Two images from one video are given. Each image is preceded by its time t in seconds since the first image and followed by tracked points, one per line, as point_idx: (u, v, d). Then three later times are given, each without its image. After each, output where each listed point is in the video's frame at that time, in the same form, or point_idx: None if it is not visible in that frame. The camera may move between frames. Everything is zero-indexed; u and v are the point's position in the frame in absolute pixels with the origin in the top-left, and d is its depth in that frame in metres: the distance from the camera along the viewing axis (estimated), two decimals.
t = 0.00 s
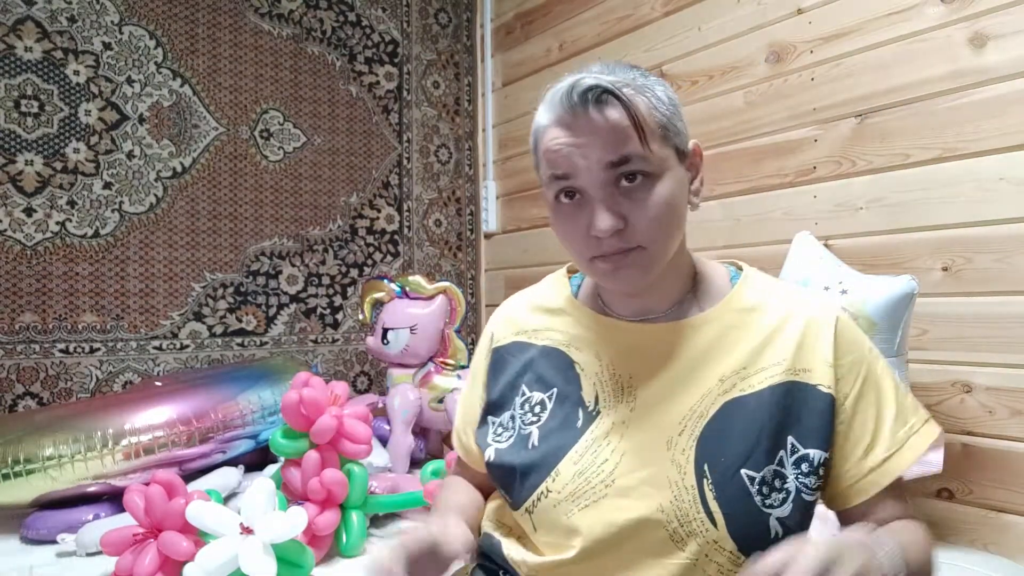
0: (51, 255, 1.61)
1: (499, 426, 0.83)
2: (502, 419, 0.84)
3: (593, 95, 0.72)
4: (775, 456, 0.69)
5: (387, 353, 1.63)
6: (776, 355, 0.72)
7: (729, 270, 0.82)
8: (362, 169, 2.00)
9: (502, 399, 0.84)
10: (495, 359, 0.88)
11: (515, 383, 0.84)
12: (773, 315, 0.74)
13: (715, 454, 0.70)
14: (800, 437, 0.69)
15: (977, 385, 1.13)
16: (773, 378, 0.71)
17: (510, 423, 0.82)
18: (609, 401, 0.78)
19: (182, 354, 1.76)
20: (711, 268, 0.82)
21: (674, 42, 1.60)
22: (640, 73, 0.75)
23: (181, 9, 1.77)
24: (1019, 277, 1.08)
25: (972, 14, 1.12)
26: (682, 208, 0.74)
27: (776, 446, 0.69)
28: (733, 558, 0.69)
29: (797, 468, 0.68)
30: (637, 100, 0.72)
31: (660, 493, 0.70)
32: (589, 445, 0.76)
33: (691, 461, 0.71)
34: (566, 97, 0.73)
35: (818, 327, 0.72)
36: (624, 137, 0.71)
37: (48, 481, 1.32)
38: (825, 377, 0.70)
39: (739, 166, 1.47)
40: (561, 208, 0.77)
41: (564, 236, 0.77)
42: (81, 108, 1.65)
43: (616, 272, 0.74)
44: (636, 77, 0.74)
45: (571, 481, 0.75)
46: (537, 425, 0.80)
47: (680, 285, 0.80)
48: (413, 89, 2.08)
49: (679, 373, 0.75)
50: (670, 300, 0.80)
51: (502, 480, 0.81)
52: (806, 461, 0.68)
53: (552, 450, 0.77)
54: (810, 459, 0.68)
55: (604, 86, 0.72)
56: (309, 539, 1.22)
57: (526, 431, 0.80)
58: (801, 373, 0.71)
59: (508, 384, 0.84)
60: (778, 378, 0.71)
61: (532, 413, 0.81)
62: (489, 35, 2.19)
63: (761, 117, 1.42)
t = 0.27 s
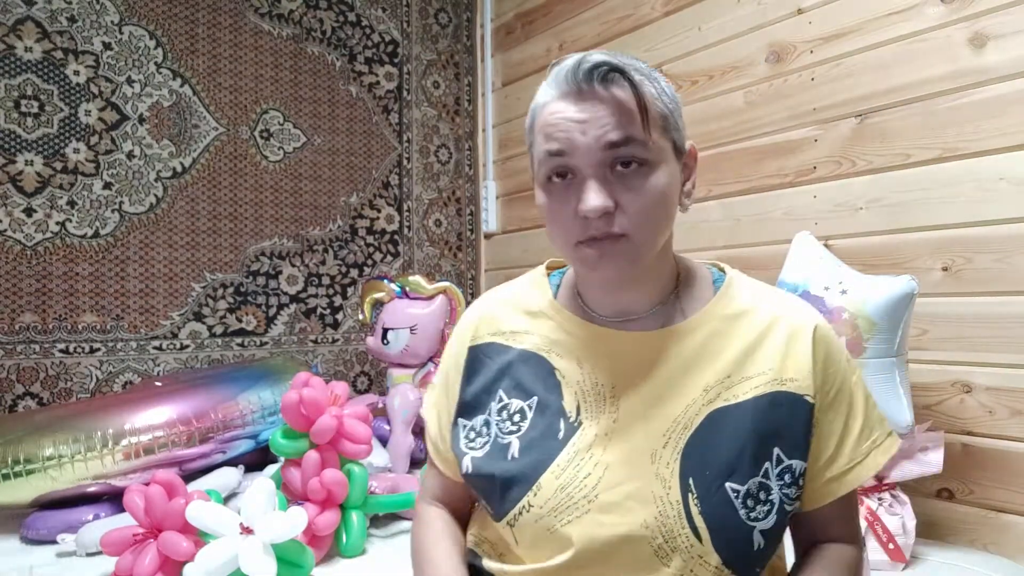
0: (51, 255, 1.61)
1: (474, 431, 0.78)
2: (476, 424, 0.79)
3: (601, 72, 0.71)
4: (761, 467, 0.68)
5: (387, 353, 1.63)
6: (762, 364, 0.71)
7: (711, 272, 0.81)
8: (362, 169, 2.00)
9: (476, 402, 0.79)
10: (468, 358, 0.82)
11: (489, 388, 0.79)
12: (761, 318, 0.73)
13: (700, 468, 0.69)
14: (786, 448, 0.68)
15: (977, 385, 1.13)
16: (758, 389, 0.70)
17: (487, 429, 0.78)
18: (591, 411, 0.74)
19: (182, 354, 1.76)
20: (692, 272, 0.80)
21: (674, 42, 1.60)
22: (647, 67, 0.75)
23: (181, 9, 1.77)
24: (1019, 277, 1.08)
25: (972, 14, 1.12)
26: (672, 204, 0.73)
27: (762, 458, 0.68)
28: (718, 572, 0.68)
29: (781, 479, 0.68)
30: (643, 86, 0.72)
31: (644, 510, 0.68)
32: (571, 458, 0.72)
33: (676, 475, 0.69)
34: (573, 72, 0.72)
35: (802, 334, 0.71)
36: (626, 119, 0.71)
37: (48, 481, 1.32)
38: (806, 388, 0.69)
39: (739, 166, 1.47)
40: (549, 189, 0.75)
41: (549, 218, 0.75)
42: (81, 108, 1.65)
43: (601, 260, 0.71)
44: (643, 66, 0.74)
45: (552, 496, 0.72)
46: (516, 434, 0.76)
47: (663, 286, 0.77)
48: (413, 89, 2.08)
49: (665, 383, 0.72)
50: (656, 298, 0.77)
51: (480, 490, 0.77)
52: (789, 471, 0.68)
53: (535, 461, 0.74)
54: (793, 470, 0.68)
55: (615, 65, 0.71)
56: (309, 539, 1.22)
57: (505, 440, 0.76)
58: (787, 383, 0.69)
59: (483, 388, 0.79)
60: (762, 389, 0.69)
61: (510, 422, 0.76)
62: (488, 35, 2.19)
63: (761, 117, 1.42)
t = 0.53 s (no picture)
0: (51, 255, 1.61)
1: (458, 433, 0.79)
2: (461, 425, 0.79)
3: (589, 65, 0.72)
4: (744, 470, 0.68)
5: (387, 353, 1.63)
6: (744, 366, 0.70)
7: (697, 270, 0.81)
8: (362, 169, 2.00)
9: (462, 404, 0.80)
10: (455, 359, 0.83)
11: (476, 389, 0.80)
12: (747, 317, 0.72)
13: (680, 470, 0.69)
14: (769, 450, 0.68)
15: (978, 385, 1.13)
16: (740, 391, 0.69)
17: (472, 431, 0.78)
18: (574, 414, 0.74)
19: (182, 354, 1.76)
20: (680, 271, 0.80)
21: (674, 42, 1.60)
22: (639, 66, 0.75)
23: (181, 9, 1.77)
24: (1019, 277, 1.08)
25: (972, 14, 1.12)
26: (660, 201, 0.72)
27: (744, 460, 0.68)
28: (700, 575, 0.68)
29: (764, 482, 0.68)
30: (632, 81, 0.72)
31: (624, 513, 0.68)
32: (552, 462, 0.72)
33: (656, 478, 0.69)
34: (562, 66, 0.73)
35: (787, 334, 0.70)
36: (613, 112, 0.71)
37: (48, 481, 1.32)
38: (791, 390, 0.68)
39: (739, 166, 1.47)
40: (537, 183, 0.75)
41: (536, 213, 0.75)
42: (81, 108, 1.65)
43: (586, 256, 0.71)
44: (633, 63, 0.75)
45: (533, 499, 0.72)
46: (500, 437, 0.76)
47: (649, 286, 0.76)
48: (413, 89, 2.08)
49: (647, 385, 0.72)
50: (641, 297, 0.76)
51: (465, 492, 0.77)
52: (772, 474, 0.68)
53: (518, 464, 0.74)
54: (777, 473, 0.68)
55: (603, 58, 0.71)
56: (309, 539, 1.22)
57: (489, 443, 0.76)
58: (769, 386, 0.69)
59: (470, 390, 0.80)
60: (744, 391, 0.69)
61: (494, 425, 0.77)
62: (488, 35, 2.19)
63: (761, 118, 1.42)
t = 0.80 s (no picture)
0: (51, 255, 1.61)
1: (469, 429, 0.80)
2: (472, 420, 0.80)
3: (567, 68, 0.72)
4: (752, 476, 0.67)
5: (387, 353, 1.63)
6: (756, 371, 0.69)
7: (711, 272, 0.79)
8: (362, 169, 2.00)
9: (473, 400, 0.81)
10: (468, 358, 0.84)
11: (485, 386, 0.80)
12: (758, 322, 0.71)
13: (688, 475, 0.68)
14: (779, 458, 0.67)
15: (978, 385, 1.13)
16: (750, 396, 0.68)
17: (482, 427, 0.79)
18: (584, 414, 0.74)
19: (182, 354, 1.76)
20: (692, 270, 0.78)
21: (674, 42, 1.60)
22: (629, 64, 0.74)
23: (181, 10, 1.77)
24: (1019, 277, 1.08)
25: (972, 14, 1.12)
26: (653, 196, 0.71)
27: (753, 467, 0.67)
28: None
29: (774, 489, 0.67)
30: (613, 80, 0.71)
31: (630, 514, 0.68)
32: (559, 462, 0.72)
33: (663, 482, 0.68)
34: (543, 70, 0.73)
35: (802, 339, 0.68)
36: (594, 113, 0.70)
37: (48, 481, 1.32)
38: (806, 396, 0.67)
39: (739, 166, 1.46)
40: (529, 188, 0.76)
41: (531, 216, 0.75)
42: (81, 108, 1.65)
43: (576, 254, 0.70)
44: (620, 63, 0.74)
45: (539, 497, 0.72)
46: (509, 434, 0.76)
47: (657, 285, 0.75)
48: (413, 89, 2.08)
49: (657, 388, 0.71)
50: (650, 297, 0.75)
51: (474, 489, 0.77)
52: (783, 481, 0.67)
53: (525, 463, 0.74)
54: (787, 480, 0.67)
55: (581, 59, 0.71)
56: (309, 539, 1.22)
57: (497, 440, 0.76)
58: (780, 390, 0.67)
59: (482, 386, 0.81)
60: (755, 396, 0.68)
61: (503, 422, 0.77)
62: (488, 35, 2.19)
63: (761, 118, 1.42)
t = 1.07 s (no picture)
0: (51, 255, 1.61)
1: (507, 412, 0.81)
2: (510, 405, 0.81)
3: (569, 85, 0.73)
4: (771, 505, 0.65)
5: (387, 353, 1.63)
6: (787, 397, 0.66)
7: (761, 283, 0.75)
8: (363, 169, 2.00)
9: (515, 386, 0.83)
10: (516, 346, 0.86)
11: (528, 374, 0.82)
12: (795, 352, 0.67)
13: (701, 492, 0.66)
14: (801, 490, 0.65)
15: (979, 385, 1.13)
16: (778, 422, 0.66)
17: (516, 411, 0.80)
18: (608, 414, 0.73)
19: (182, 354, 1.76)
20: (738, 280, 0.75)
21: (674, 42, 1.60)
22: (647, 79, 0.71)
23: (181, 9, 1.77)
24: (1019, 277, 1.08)
25: (972, 14, 1.12)
26: (632, 209, 0.69)
27: (773, 495, 0.65)
28: None
29: (792, 521, 0.65)
30: (602, 96, 0.71)
31: (636, 523, 0.67)
32: (577, 454, 0.71)
33: (674, 496, 0.66)
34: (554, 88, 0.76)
35: (839, 380, 0.65)
36: (579, 130, 0.71)
37: (48, 481, 1.32)
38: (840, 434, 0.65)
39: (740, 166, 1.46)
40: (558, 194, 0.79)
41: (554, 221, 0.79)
42: (81, 108, 1.65)
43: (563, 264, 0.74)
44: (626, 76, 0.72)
45: (551, 490, 0.71)
46: (537, 421, 0.77)
47: (682, 296, 0.73)
48: (413, 89, 2.08)
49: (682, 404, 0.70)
50: (673, 309, 0.74)
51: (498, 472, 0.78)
52: (802, 515, 0.65)
53: (544, 450, 0.74)
54: (807, 515, 0.65)
55: (576, 77, 0.73)
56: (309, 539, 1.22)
57: (526, 425, 0.77)
58: (810, 421, 0.65)
59: (523, 372, 0.82)
60: (784, 423, 0.66)
61: (534, 408, 0.78)
62: (488, 35, 2.19)
63: (761, 118, 1.42)
